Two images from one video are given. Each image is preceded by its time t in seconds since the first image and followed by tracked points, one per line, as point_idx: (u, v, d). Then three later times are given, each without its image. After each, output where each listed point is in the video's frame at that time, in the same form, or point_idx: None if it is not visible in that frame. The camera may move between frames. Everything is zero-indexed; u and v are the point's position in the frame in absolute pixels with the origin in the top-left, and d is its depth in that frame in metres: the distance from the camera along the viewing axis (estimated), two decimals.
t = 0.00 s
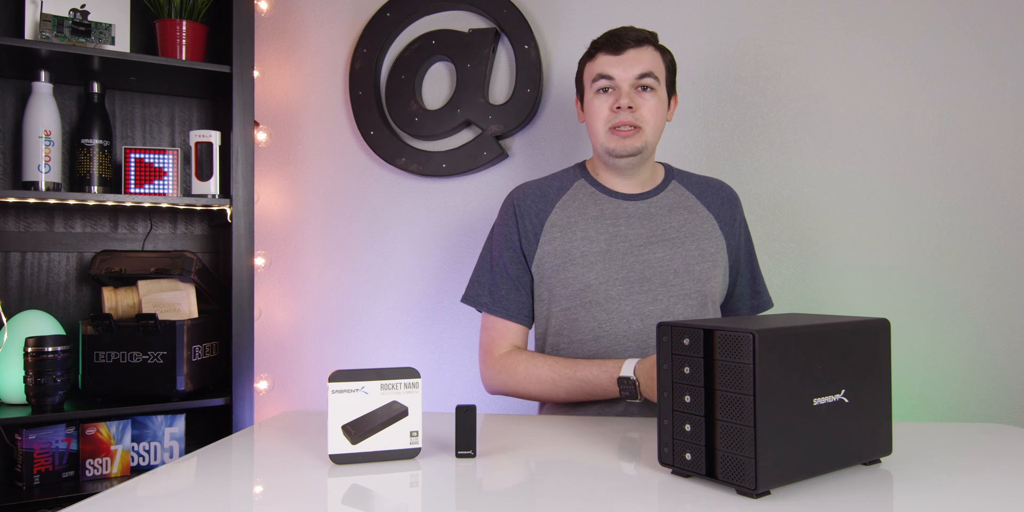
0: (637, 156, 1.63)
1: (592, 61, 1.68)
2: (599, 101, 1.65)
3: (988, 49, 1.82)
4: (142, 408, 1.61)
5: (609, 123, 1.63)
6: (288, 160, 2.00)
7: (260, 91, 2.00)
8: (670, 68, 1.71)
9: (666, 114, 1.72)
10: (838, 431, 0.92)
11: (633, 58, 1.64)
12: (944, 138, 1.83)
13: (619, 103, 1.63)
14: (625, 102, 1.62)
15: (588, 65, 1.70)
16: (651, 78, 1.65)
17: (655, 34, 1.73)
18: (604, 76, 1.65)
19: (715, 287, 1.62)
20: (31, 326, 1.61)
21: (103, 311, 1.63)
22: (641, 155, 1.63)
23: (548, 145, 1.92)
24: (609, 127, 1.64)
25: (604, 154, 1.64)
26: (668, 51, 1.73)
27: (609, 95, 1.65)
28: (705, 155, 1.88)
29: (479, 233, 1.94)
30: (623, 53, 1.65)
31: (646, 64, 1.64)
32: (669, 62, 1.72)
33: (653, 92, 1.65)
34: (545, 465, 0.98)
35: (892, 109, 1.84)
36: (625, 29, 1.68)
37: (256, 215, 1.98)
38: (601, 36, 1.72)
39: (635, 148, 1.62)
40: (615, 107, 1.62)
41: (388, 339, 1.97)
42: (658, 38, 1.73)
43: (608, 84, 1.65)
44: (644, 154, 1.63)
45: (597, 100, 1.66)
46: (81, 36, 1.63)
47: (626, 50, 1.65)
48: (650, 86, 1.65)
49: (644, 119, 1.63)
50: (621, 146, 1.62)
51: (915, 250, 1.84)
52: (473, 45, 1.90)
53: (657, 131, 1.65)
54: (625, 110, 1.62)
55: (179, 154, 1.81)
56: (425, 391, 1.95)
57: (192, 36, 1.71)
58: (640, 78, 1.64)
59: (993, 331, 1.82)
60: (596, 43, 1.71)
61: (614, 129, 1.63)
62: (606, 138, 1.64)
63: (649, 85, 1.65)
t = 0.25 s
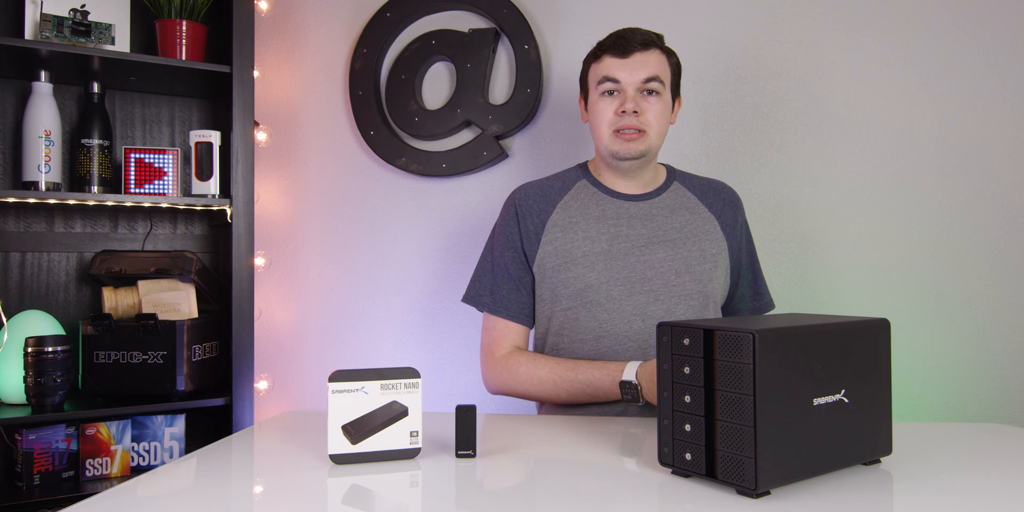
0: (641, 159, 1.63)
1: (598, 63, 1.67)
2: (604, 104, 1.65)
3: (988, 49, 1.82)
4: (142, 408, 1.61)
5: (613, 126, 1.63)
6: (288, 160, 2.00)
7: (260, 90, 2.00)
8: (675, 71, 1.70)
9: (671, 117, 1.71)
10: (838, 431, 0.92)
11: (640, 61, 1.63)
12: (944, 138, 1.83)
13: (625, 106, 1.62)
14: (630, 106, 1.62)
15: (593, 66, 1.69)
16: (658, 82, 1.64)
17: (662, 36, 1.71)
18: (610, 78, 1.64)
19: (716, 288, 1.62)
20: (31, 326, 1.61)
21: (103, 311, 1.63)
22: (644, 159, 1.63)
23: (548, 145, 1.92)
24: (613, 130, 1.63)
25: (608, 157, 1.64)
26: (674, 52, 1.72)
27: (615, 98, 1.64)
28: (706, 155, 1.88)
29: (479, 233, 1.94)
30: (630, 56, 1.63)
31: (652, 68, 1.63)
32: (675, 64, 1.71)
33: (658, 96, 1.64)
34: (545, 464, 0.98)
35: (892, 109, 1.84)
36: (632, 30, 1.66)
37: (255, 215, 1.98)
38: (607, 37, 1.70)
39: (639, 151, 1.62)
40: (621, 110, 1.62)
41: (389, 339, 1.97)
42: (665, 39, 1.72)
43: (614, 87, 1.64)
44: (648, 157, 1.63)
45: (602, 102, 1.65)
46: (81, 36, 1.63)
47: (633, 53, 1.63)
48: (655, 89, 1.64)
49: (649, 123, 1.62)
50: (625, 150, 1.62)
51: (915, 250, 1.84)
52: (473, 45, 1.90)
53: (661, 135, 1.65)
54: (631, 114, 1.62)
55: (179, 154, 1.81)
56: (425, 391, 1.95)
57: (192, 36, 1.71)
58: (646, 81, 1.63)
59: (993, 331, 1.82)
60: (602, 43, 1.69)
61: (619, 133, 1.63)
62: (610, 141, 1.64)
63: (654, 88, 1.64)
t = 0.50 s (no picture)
0: (646, 157, 1.62)
1: (602, 60, 1.67)
2: (609, 101, 1.65)
3: (988, 49, 1.82)
4: (142, 408, 1.61)
5: (618, 123, 1.63)
6: (288, 160, 2.00)
7: (260, 90, 2.00)
8: (681, 66, 1.70)
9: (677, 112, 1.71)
10: (838, 431, 0.92)
11: (644, 57, 1.63)
12: (944, 138, 1.83)
13: (629, 103, 1.62)
14: (635, 102, 1.62)
15: (598, 63, 1.69)
16: (662, 77, 1.64)
17: (666, 32, 1.71)
18: (615, 74, 1.64)
19: (723, 287, 1.61)
20: (31, 326, 1.61)
21: (103, 311, 1.63)
22: (650, 155, 1.63)
23: (549, 145, 1.92)
24: (618, 127, 1.63)
25: (613, 155, 1.64)
26: (680, 49, 1.71)
27: (619, 94, 1.64)
28: (706, 155, 1.88)
29: (479, 233, 1.94)
30: (634, 52, 1.63)
31: (656, 63, 1.63)
32: (680, 61, 1.70)
33: (663, 92, 1.64)
34: (545, 464, 0.98)
35: (892, 109, 1.84)
36: (635, 26, 1.66)
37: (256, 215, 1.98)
38: (611, 34, 1.70)
39: (644, 149, 1.62)
40: (625, 107, 1.62)
41: (390, 339, 1.97)
42: (669, 35, 1.71)
43: (618, 83, 1.64)
44: (653, 155, 1.63)
45: (607, 99, 1.65)
46: (81, 36, 1.63)
47: (637, 49, 1.63)
48: (660, 85, 1.64)
49: (654, 119, 1.63)
50: (630, 147, 1.62)
51: (915, 250, 1.84)
52: (474, 45, 1.90)
53: (666, 131, 1.65)
54: (635, 110, 1.62)
55: (179, 154, 1.81)
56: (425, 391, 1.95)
57: (192, 36, 1.71)
58: (650, 77, 1.63)
59: (993, 331, 1.82)
60: (606, 40, 1.70)
61: (624, 130, 1.63)
62: (615, 138, 1.63)
63: (659, 84, 1.64)
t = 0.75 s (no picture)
0: (643, 161, 1.62)
1: (604, 62, 1.67)
2: (608, 103, 1.65)
3: (988, 49, 1.82)
4: (142, 408, 1.61)
5: (616, 127, 1.63)
6: (289, 160, 2.00)
7: (260, 90, 2.00)
8: (685, 68, 1.67)
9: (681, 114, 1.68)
10: (838, 431, 0.92)
11: (643, 60, 1.62)
12: (945, 138, 1.83)
13: (625, 107, 1.61)
14: (631, 106, 1.61)
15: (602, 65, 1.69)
16: (661, 80, 1.62)
17: (673, 32, 1.68)
18: (613, 77, 1.64)
19: (733, 286, 1.61)
20: (31, 326, 1.61)
21: (103, 311, 1.63)
22: (648, 158, 1.62)
23: (549, 145, 1.92)
24: (616, 131, 1.63)
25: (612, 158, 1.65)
26: (686, 48, 1.68)
27: (619, 97, 1.64)
28: (706, 155, 1.88)
29: (479, 233, 1.94)
30: (633, 55, 1.62)
31: (655, 66, 1.61)
32: (685, 60, 1.67)
33: (662, 95, 1.62)
34: (545, 464, 0.98)
35: (892, 109, 1.84)
36: (638, 28, 1.65)
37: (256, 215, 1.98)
38: (616, 35, 1.70)
39: (640, 153, 1.61)
40: (621, 111, 1.62)
41: (390, 339, 1.97)
42: (677, 35, 1.68)
43: (617, 86, 1.63)
44: (650, 158, 1.62)
45: (607, 102, 1.65)
46: (81, 36, 1.63)
47: (636, 52, 1.62)
48: (659, 88, 1.62)
49: (651, 124, 1.61)
50: (627, 151, 1.62)
51: (914, 250, 1.84)
52: (473, 45, 1.90)
53: (666, 134, 1.63)
54: (631, 114, 1.61)
55: (179, 154, 1.81)
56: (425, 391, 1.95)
57: (192, 36, 1.71)
58: (648, 80, 1.61)
59: (993, 331, 1.82)
60: (609, 41, 1.69)
61: (621, 134, 1.63)
62: (613, 141, 1.64)
63: (658, 87, 1.62)
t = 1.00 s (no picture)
0: (659, 158, 1.61)
1: (619, 57, 1.64)
2: (623, 100, 1.63)
3: (988, 49, 1.82)
4: (142, 408, 1.61)
5: (633, 124, 1.61)
6: (288, 160, 2.00)
7: (260, 90, 2.00)
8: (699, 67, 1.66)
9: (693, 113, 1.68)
10: (838, 431, 0.92)
11: (662, 58, 1.60)
12: (945, 138, 1.83)
13: (645, 104, 1.60)
14: (650, 103, 1.60)
15: (614, 60, 1.66)
16: (679, 78, 1.61)
17: (686, 30, 1.68)
18: (631, 74, 1.61)
19: (739, 285, 1.57)
20: (31, 326, 1.61)
21: (103, 311, 1.63)
22: (663, 156, 1.61)
23: (549, 145, 1.92)
24: (632, 128, 1.61)
25: (626, 155, 1.63)
26: (698, 48, 1.68)
27: (635, 94, 1.62)
28: (706, 155, 1.88)
29: (480, 233, 1.94)
30: (652, 52, 1.61)
31: (674, 64, 1.60)
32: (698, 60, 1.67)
33: (679, 93, 1.61)
34: (545, 464, 0.98)
35: (892, 109, 1.84)
36: (655, 25, 1.63)
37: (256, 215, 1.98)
38: (630, 31, 1.67)
39: (657, 150, 1.60)
40: (641, 108, 1.60)
41: (391, 339, 1.97)
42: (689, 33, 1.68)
43: (634, 83, 1.61)
44: (666, 156, 1.61)
45: (622, 98, 1.63)
46: (81, 36, 1.63)
47: (655, 49, 1.61)
48: (676, 86, 1.61)
49: (669, 121, 1.60)
50: (644, 148, 1.60)
51: (914, 250, 1.84)
52: (473, 45, 1.90)
53: (681, 133, 1.62)
54: (650, 112, 1.60)
55: (179, 154, 1.81)
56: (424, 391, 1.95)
57: (192, 36, 1.71)
58: (667, 78, 1.60)
59: (992, 331, 1.82)
60: (624, 37, 1.67)
61: (638, 131, 1.61)
62: (629, 138, 1.62)
63: (676, 85, 1.61)
